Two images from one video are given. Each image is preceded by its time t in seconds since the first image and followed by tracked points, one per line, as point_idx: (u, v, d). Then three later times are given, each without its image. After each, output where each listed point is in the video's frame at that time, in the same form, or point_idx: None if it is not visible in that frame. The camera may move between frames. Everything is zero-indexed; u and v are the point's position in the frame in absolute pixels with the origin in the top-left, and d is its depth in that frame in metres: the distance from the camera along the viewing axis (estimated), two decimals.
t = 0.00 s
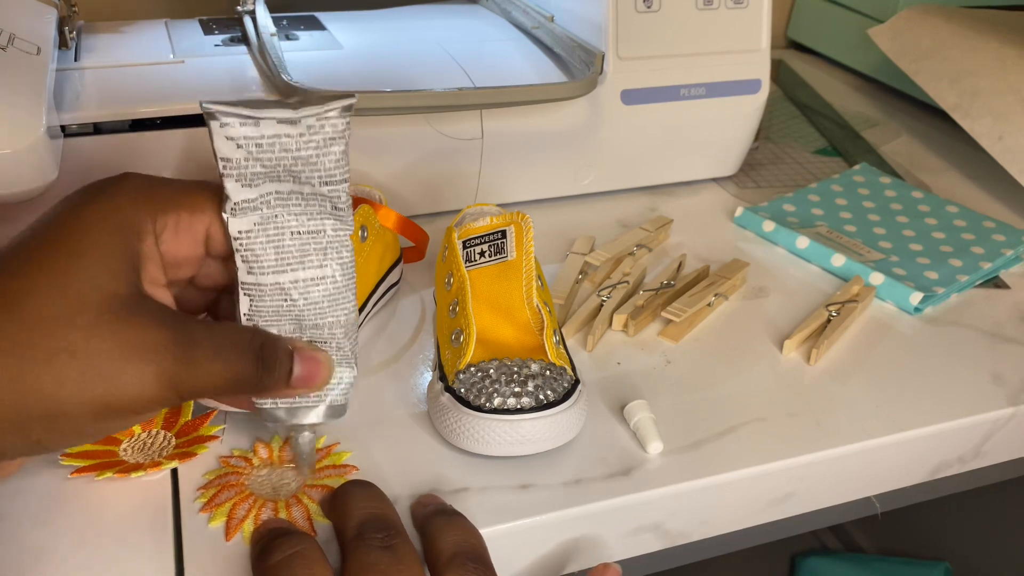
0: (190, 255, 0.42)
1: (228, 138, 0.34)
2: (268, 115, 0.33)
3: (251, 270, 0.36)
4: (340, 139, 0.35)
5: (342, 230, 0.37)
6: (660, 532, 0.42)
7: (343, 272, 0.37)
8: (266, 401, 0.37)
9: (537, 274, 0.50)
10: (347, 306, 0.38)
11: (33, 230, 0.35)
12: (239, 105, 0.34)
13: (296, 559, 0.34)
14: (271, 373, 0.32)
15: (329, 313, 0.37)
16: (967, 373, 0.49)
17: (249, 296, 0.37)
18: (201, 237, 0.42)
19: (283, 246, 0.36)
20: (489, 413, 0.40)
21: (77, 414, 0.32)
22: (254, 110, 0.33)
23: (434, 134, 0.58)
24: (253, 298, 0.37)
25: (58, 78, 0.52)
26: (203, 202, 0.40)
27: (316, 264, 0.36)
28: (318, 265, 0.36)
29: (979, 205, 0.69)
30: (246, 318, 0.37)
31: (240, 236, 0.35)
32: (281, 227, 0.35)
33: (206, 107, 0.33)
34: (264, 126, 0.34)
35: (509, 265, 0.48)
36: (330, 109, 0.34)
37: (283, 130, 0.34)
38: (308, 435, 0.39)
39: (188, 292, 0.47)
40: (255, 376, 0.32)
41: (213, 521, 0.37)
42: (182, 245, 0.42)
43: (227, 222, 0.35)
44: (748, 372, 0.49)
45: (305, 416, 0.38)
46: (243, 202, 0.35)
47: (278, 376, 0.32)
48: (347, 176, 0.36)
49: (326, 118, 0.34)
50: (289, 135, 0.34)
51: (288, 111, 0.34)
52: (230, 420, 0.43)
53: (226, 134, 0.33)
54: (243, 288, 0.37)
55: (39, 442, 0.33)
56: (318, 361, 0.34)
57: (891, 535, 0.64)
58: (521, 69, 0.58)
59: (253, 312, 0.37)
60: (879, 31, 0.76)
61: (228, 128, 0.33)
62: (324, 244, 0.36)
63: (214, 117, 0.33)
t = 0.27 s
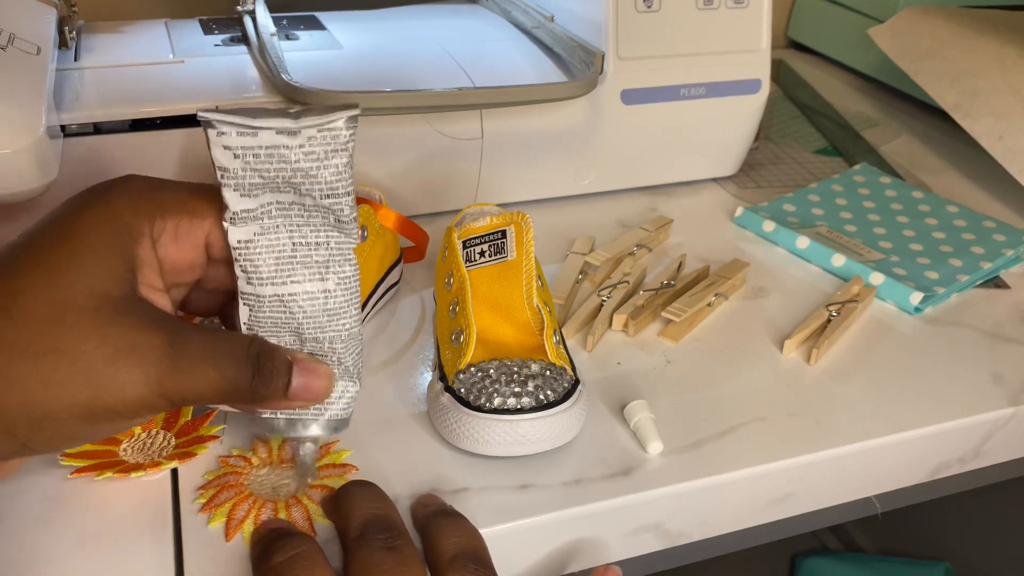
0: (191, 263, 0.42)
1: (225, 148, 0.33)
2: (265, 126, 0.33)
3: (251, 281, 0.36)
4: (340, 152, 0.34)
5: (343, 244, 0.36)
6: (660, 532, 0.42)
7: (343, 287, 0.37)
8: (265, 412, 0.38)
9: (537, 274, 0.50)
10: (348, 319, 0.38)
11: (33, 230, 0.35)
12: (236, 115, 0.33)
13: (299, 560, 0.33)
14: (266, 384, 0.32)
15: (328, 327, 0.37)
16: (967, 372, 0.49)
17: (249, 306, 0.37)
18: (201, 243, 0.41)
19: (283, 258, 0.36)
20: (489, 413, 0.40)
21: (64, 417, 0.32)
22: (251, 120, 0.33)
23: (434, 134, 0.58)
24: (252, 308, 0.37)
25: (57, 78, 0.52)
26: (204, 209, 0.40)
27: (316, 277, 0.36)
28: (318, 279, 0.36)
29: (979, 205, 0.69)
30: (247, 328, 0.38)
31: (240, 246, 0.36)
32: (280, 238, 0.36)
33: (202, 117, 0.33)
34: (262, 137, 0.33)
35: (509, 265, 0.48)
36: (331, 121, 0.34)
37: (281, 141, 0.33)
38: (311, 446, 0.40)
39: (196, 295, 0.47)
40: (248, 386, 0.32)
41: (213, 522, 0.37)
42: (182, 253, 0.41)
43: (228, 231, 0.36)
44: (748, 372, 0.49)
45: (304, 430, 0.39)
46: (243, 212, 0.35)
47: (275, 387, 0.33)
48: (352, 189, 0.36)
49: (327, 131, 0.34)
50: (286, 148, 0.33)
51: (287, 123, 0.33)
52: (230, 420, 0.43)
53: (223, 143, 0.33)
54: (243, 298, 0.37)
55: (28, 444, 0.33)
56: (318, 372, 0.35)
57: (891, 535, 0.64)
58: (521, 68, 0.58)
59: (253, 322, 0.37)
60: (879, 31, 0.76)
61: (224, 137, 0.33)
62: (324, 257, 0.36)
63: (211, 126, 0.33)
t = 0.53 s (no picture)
0: (194, 264, 0.42)
1: (236, 142, 0.34)
2: (278, 122, 0.33)
3: (254, 282, 0.37)
4: (351, 151, 0.35)
5: (349, 246, 0.37)
6: (660, 532, 0.42)
7: (346, 290, 0.37)
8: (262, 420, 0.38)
9: (537, 274, 0.50)
10: (350, 324, 0.38)
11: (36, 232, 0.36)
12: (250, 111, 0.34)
13: (300, 560, 0.34)
14: (265, 386, 0.32)
15: (331, 331, 0.37)
16: (967, 373, 0.49)
17: (251, 308, 0.37)
18: (204, 245, 0.41)
19: (289, 259, 0.36)
20: (489, 413, 0.40)
21: (64, 418, 0.32)
22: (265, 116, 0.33)
23: (433, 134, 0.58)
24: (254, 310, 0.37)
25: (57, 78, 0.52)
26: (207, 211, 0.40)
27: (320, 279, 0.37)
28: (322, 281, 0.37)
29: (979, 205, 0.69)
30: (247, 331, 0.37)
31: (245, 245, 0.36)
32: (287, 238, 0.36)
33: (216, 111, 0.33)
34: (274, 133, 0.34)
35: (509, 265, 0.48)
36: (343, 119, 0.34)
37: (293, 137, 0.34)
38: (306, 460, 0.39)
39: (199, 304, 0.47)
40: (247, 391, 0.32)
41: (212, 521, 0.37)
42: (185, 254, 0.41)
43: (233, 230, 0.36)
44: (748, 372, 0.49)
45: (301, 440, 0.38)
46: (250, 211, 0.35)
47: (275, 392, 0.32)
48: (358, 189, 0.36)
49: (338, 129, 0.34)
50: (298, 144, 0.34)
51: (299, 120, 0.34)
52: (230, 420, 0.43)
53: (234, 137, 0.33)
54: (245, 300, 0.37)
55: (27, 444, 0.33)
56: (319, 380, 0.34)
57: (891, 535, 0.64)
58: (521, 68, 0.58)
59: (254, 325, 0.37)
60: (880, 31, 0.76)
61: (235, 133, 0.33)
62: (330, 258, 0.36)
63: (224, 121, 0.33)
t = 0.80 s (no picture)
0: (172, 232, 0.42)
1: (204, 98, 0.32)
2: (242, 74, 0.32)
3: (233, 236, 0.36)
4: (314, 99, 0.34)
5: (320, 192, 0.37)
6: (660, 532, 0.42)
7: (321, 236, 0.37)
8: (254, 372, 0.37)
9: (538, 274, 0.50)
10: (329, 270, 0.38)
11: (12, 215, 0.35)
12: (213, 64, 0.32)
13: (300, 560, 0.33)
14: (260, 339, 0.33)
15: (312, 278, 0.37)
16: (967, 373, 0.49)
17: (231, 263, 0.36)
18: (181, 212, 0.41)
19: (263, 210, 0.35)
20: (489, 413, 0.40)
21: (57, 394, 0.32)
22: (228, 69, 0.32)
23: (433, 134, 0.58)
24: (235, 265, 0.36)
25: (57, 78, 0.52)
26: (179, 176, 0.40)
27: (296, 227, 0.36)
28: (298, 229, 0.36)
29: (979, 205, 0.69)
30: (230, 287, 0.36)
31: (220, 201, 0.35)
32: (261, 190, 0.35)
33: (182, 66, 0.31)
34: (239, 86, 0.33)
35: (509, 265, 0.48)
36: (305, 67, 0.34)
37: (259, 89, 0.33)
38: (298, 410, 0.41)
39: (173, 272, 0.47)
40: (244, 343, 0.32)
41: (213, 518, 0.37)
42: (162, 222, 0.41)
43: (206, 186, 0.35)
44: (748, 372, 0.49)
45: (296, 388, 0.38)
46: (222, 165, 0.34)
47: (266, 343, 0.33)
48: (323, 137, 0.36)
49: (301, 77, 0.34)
50: (265, 95, 0.33)
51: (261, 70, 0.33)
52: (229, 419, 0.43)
53: (201, 93, 0.32)
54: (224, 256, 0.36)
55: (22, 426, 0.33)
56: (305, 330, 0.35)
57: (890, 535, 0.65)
58: (521, 68, 0.58)
59: (236, 281, 0.36)
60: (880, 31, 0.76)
61: (206, 88, 0.32)
62: (303, 206, 0.36)
63: (191, 77, 0.32)
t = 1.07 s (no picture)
0: (186, 249, 0.41)
1: (211, 127, 0.33)
2: (248, 102, 0.34)
3: (243, 258, 0.36)
4: (319, 122, 0.35)
5: (328, 213, 0.37)
6: (660, 532, 0.42)
7: (331, 255, 0.37)
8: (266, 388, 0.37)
9: (537, 274, 0.50)
10: (339, 289, 0.38)
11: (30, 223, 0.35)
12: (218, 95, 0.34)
13: (301, 560, 0.34)
14: (269, 360, 0.33)
15: (322, 297, 0.37)
16: (967, 373, 0.49)
17: (241, 284, 0.36)
18: (195, 229, 0.40)
19: (271, 230, 0.36)
20: (489, 413, 0.40)
21: (83, 405, 0.33)
22: (232, 98, 0.33)
23: (433, 134, 0.58)
24: (246, 286, 0.36)
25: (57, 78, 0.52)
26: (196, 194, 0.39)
27: (306, 247, 0.36)
28: (308, 249, 0.36)
29: (979, 205, 0.69)
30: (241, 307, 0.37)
31: (230, 224, 0.35)
32: (269, 212, 0.35)
33: (188, 98, 0.33)
34: (245, 112, 0.34)
35: (509, 265, 0.48)
36: (307, 92, 0.35)
37: (263, 116, 0.34)
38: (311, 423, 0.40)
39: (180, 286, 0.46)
40: (254, 364, 0.33)
41: (212, 518, 0.37)
42: (178, 239, 0.40)
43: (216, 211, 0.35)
44: (748, 372, 0.49)
45: (309, 400, 0.38)
46: (230, 190, 0.35)
47: (275, 363, 0.33)
48: (328, 160, 0.37)
49: (305, 102, 0.35)
50: (270, 120, 0.34)
51: (266, 97, 0.34)
52: (229, 419, 0.43)
53: (208, 122, 0.33)
54: (235, 278, 0.36)
55: (45, 434, 0.33)
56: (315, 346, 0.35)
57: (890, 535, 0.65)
58: (521, 68, 0.58)
59: (247, 301, 0.37)
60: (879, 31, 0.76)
61: (210, 117, 0.33)
62: (312, 226, 0.36)
63: (197, 107, 0.33)
